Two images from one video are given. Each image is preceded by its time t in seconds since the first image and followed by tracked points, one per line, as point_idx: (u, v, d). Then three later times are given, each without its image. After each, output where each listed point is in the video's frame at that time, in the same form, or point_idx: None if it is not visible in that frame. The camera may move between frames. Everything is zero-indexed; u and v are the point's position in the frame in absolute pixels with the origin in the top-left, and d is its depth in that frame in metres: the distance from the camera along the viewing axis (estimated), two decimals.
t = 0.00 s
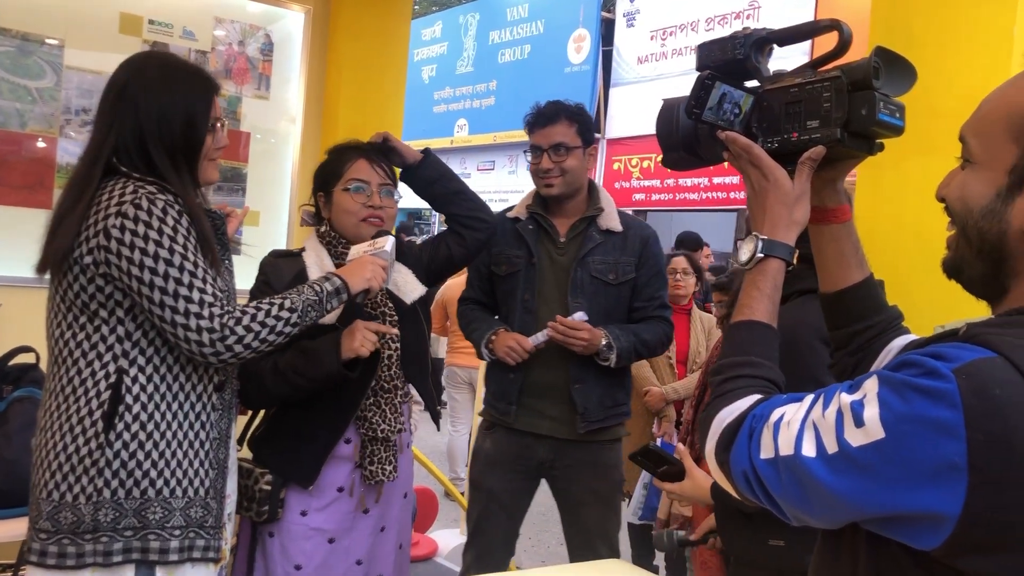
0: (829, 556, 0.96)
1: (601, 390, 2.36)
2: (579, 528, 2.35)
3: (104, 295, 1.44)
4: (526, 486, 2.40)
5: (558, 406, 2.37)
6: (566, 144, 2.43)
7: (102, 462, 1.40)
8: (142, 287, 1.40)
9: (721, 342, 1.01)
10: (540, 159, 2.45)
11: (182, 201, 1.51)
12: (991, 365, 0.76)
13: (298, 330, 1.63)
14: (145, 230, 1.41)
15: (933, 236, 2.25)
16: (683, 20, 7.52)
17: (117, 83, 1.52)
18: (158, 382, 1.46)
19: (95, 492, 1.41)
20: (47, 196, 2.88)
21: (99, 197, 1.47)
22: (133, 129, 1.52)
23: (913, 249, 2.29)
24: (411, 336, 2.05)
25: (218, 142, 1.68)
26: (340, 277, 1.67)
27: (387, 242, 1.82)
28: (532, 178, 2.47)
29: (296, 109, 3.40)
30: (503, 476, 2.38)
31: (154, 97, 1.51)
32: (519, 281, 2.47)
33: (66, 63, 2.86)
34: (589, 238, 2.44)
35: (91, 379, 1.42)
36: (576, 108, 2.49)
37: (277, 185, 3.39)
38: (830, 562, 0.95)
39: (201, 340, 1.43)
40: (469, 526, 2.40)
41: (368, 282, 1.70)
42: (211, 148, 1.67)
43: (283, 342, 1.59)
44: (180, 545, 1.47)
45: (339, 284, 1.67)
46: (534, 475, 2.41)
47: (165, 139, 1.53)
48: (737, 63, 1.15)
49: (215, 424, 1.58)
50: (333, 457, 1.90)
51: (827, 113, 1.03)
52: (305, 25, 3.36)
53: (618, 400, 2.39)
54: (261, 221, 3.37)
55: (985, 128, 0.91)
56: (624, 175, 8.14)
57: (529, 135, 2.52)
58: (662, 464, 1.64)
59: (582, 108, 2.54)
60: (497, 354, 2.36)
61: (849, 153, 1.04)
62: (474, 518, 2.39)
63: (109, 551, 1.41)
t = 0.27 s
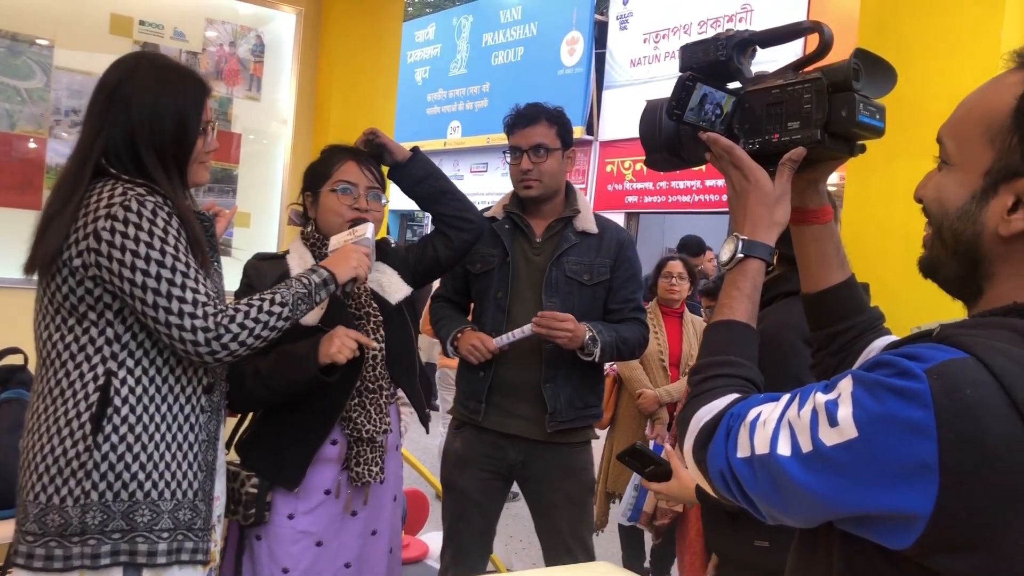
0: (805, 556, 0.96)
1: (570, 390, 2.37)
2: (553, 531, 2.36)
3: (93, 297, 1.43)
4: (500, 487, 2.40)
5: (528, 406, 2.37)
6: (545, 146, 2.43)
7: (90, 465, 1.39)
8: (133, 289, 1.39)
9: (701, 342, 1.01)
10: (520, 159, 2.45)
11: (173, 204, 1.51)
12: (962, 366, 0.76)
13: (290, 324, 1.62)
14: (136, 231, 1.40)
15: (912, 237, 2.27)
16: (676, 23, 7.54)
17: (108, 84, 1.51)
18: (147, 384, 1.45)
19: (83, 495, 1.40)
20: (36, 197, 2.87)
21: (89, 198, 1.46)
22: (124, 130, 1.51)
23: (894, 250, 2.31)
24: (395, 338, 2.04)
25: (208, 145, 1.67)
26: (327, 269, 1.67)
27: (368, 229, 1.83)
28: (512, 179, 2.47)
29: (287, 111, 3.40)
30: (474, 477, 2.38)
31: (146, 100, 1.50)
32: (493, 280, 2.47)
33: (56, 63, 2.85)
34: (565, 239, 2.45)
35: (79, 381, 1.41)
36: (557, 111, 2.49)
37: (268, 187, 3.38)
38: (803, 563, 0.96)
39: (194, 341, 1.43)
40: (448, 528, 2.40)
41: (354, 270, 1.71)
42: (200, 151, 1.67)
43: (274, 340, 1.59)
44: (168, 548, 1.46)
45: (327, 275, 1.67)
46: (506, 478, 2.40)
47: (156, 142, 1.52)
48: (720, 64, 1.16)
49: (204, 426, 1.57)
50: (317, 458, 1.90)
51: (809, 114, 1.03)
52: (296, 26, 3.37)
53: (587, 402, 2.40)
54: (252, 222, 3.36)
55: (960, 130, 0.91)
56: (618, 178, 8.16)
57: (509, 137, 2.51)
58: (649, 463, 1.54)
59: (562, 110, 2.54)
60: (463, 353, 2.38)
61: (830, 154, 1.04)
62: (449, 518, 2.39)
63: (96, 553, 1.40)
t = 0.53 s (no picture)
0: (789, 559, 0.97)
1: (572, 391, 2.37)
2: (548, 532, 2.36)
3: (87, 299, 1.43)
4: (494, 490, 2.41)
5: (526, 407, 2.37)
6: (543, 149, 2.44)
7: (83, 467, 1.39)
8: (128, 291, 1.39)
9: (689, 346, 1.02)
10: (517, 161, 2.46)
11: (167, 207, 1.51)
12: (944, 372, 0.77)
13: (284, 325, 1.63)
14: (131, 234, 1.41)
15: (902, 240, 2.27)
16: (670, 27, 7.56)
17: (103, 85, 1.51)
18: (141, 386, 1.45)
19: (76, 497, 1.40)
20: (29, 198, 2.86)
21: (82, 201, 1.46)
22: (118, 133, 1.51)
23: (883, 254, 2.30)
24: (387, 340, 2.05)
25: (201, 148, 1.68)
26: (321, 270, 1.67)
27: (361, 231, 1.84)
28: (510, 181, 2.48)
29: (281, 113, 3.39)
30: (472, 482, 2.38)
31: (141, 101, 1.51)
32: (489, 282, 2.46)
33: (50, 64, 2.85)
34: (561, 242, 2.46)
35: (73, 383, 1.41)
36: (554, 114, 2.51)
37: (262, 189, 3.39)
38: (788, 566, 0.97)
39: (190, 343, 1.43)
40: (442, 532, 2.40)
41: (348, 273, 1.72)
42: (194, 153, 1.66)
43: (269, 341, 1.60)
44: (161, 550, 1.46)
45: (321, 277, 1.67)
46: (502, 480, 2.41)
47: (150, 143, 1.52)
48: (709, 70, 1.17)
49: (197, 428, 1.57)
50: (308, 459, 1.90)
51: (796, 120, 1.04)
52: (291, 28, 3.37)
53: (586, 404, 2.40)
54: (246, 224, 3.36)
55: (944, 136, 0.92)
56: (612, 181, 8.18)
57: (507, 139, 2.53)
58: (642, 470, 1.56)
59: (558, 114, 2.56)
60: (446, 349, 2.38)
61: (817, 159, 1.05)
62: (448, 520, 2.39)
63: (89, 556, 1.41)
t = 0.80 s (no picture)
0: (775, 561, 0.97)
1: (592, 393, 2.38)
2: (554, 535, 2.35)
3: (85, 301, 1.43)
4: (502, 492, 2.42)
5: (534, 410, 2.38)
6: (551, 152, 2.46)
7: (81, 469, 1.39)
8: (127, 292, 1.40)
9: (676, 350, 1.02)
10: (525, 164, 2.46)
11: (165, 209, 1.52)
12: (928, 375, 0.78)
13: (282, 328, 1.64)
14: (128, 236, 1.41)
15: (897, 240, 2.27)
16: (667, 31, 7.57)
17: (102, 87, 1.52)
18: (139, 388, 1.45)
19: (73, 499, 1.40)
20: (27, 200, 2.86)
21: (80, 203, 1.47)
22: (116, 135, 1.51)
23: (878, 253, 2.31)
24: (383, 343, 2.05)
25: (199, 151, 1.68)
26: (318, 273, 1.69)
27: (358, 234, 1.83)
28: (516, 183, 2.48)
29: (278, 115, 3.39)
30: (479, 488, 2.38)
31: (140, 104, 1.51)
32: (496, 285, 2.47)
33: (48, 66, 2.85)
34: (567, 245, 2.47)
35: (70, 385, 1.41)
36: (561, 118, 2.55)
37: (259, 192, 3.39)
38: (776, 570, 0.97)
39: (188, 344, 1.44)
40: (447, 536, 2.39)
41: (345, 275, 1.72)
42: (192, 155, 1.66)
43: (267, 343, 1.60)
44: (159, 552, 1.46)
45: (318, 280, 1.68)
46: (510, 484, 2.41)
47: (148, 146, 1.53)
48: (697, 75, 1.19)
49: (195, 430, 1.58)
50: (303, 461, 1.90)
51: (784, 125, 1.05)
52: (288, 30, 3.36)
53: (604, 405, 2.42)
54: (244, 226, 3.37)
55: (930, 141, 0.93)
56: (608, 184, 8.18)
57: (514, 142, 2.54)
58: (640, 473, 1.60)
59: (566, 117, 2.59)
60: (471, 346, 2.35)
61: (804, 163, 1.06)
62: (452, 526, 2.38)
63: (87, 558, 1.40)
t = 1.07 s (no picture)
0: (766, 563, 0.97)
1: (586, 399, 2.37)
2: (558, 538, 2.36)
3: (82, 303, 1.43)
4: (508, 495, 2.42)
5: (538, 414, 2.38)
6: (554, 153, 2.46)
7: (78, 473, 1.39)
8: (124, 295, 1.39)
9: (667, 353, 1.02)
10: (528, 166, 2.46)
11: (163, 211, 1.51)
12: (915, 378, 0.78)
13: (279, 331, 1.64)
14: (126, 238, 1.41)
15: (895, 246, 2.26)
16: (663, 31, 7.58)
17: (101, 88, 1.51)
18: (137, 390, 1.45)
19: (70, 503, 1.39)
20: (22, 201, 2.86)
21: (77, 205, 1.46)
22: (113, 136, 1.51)
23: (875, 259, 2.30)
24: (380, 345, 2.05)
25: (195, 154, 1.68)
26: (316, 277, 1.69)
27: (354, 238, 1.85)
28: (519, 185, 2.48)
29: (275, 115, 3.39)
30: (482, 490, 2.39)
31: (139, 106, 1.51)
32: (499, 290, 2.47)
33: (43, 66, 2.85)
34: (572, 248, 2.45)
35: (67, 388, 1.41)
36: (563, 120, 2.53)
37: (256, 193, 3.38)
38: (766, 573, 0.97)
39: (187, 347, 1.44)
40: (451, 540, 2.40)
41: (342, 279, 1.74)
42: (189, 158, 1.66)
43: (264, 346, 1.60)
44: (156, 556, 1.46)
45: (316, 284, 1.69)
46: (514, 484, 2.41)
47: (147, 148, 1.53)
48: (687, 77, 1.19)
49: (193, 433, 1.58)
50: (299, 463, 1.90)
51: (774, 127, 1.06)
52: (285, 31, 3.37)
53: (601, 408, 2.40)
54: (240, 227, 3.36)
55: (920, 143, 0.93)
56: (603, 184, 8.18)
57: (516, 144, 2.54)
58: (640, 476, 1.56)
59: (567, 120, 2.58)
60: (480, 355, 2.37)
61: (796, 166, 1.06)
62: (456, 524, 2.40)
63: (84, 562, 1.40)
